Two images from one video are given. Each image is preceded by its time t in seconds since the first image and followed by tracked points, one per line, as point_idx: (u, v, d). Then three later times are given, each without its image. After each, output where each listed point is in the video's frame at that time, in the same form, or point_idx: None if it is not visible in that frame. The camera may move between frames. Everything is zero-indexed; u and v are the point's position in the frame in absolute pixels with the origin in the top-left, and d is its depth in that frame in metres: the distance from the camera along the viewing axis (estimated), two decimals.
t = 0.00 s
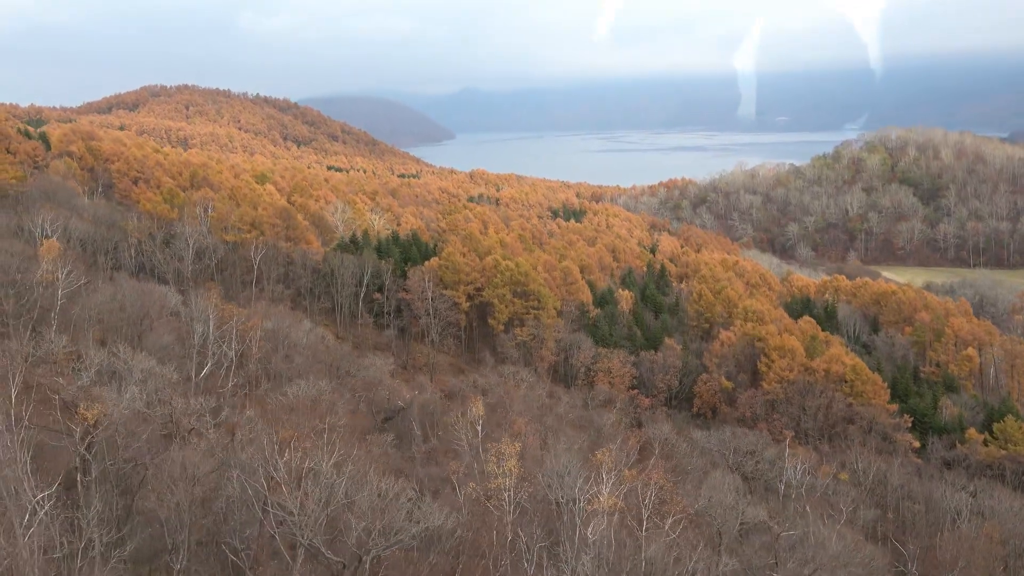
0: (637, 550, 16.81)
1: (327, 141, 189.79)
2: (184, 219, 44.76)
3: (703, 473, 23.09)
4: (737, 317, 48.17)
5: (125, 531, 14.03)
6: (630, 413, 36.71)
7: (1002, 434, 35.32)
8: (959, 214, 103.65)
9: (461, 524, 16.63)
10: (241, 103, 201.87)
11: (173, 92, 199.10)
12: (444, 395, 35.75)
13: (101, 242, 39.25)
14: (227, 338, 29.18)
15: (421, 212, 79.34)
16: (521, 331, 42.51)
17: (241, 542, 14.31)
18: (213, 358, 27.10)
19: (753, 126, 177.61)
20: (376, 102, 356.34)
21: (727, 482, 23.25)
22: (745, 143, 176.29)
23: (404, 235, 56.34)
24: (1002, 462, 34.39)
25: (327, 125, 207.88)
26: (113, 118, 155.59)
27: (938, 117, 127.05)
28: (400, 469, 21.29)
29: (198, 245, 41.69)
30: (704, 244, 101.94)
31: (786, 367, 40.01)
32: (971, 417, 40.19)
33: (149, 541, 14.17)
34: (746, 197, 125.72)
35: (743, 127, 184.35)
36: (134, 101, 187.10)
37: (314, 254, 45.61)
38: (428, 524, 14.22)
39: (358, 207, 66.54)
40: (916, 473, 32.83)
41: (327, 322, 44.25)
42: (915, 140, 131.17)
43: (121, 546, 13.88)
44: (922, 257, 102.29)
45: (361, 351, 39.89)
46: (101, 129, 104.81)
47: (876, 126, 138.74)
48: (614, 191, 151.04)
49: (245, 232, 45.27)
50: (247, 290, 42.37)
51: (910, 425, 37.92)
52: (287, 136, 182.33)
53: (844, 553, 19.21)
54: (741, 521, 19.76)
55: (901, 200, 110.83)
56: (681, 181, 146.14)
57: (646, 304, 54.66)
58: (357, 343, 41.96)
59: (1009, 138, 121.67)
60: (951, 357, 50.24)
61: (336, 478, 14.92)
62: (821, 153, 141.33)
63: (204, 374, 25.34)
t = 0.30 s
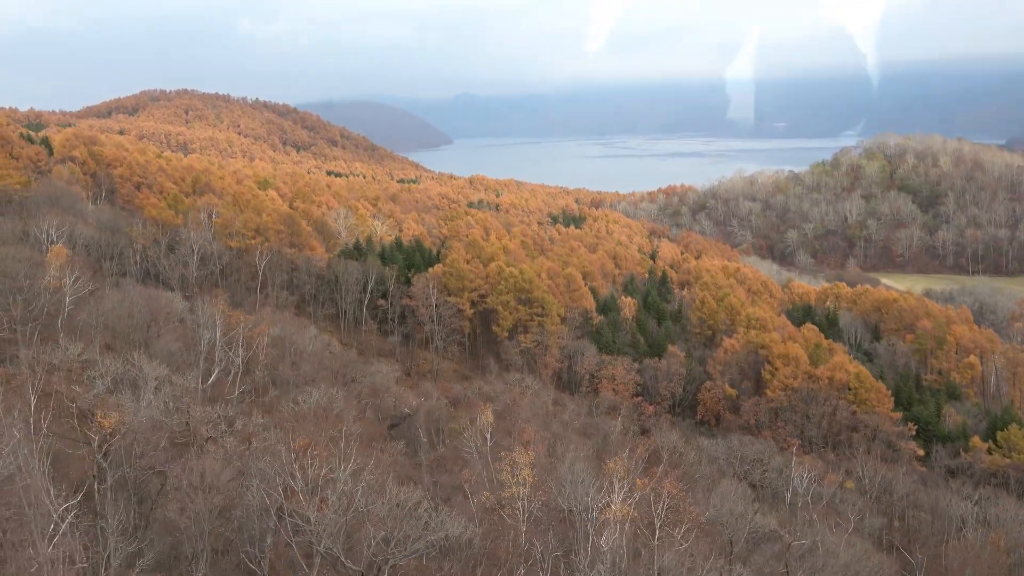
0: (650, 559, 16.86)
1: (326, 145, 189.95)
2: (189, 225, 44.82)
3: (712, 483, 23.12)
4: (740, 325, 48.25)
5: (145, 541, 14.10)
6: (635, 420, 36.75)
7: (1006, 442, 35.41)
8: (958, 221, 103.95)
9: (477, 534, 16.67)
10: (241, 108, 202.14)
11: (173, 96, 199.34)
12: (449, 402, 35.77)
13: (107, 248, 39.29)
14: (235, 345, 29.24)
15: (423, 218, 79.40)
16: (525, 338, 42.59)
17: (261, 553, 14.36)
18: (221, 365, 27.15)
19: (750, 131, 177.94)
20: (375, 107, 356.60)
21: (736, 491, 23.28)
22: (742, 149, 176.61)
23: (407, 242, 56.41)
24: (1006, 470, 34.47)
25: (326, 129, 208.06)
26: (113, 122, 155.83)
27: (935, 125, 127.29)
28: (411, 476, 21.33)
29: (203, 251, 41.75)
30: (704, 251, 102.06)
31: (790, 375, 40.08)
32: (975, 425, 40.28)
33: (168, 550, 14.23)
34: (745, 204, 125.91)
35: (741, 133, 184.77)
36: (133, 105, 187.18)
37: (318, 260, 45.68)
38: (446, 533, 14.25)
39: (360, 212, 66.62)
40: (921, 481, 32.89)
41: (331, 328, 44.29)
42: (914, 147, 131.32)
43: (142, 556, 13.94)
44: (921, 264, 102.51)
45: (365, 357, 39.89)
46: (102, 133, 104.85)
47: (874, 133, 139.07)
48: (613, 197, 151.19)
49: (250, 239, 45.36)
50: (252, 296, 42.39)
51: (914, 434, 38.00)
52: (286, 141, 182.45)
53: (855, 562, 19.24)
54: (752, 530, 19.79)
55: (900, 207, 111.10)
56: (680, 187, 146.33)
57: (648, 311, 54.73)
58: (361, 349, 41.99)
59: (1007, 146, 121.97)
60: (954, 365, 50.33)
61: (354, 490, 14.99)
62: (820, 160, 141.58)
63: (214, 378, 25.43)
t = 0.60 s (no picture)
0: None
1: (320, 156, 189.99)
2: (187, 236, 44.78)
3: (716, 499, 23.14)
4: (737, 339, 48.38)
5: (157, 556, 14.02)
6: (633, 434, 36.80)
7: (1002, 457, 35.56)
8: (950, 236, 104.53)
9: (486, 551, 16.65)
10: (234, 118, 202.20)
11: (167, 105, 199.32)
12: (449, 416, 35.73)
13: (104, 259, 39.22)
14: (236, 357, 29.18)
15: (419, 230, 79.46)
16: (524, 351, 42.64)
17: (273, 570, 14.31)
18: (223, 378, 27.09)
19: (742, 144, 178.81)
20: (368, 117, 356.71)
21: (739, 507, 23.32)
22: (734, 163, 177.35)
23: (404, 254, 56.44)
24: (1003, 486, 34.61)
25: (320, 140, 208.27)
26: (106, 131, 155.75)
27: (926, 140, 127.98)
28: (417, 490, 21.30)
29: (201, 263, 41.71)
30: (698, 264, 102.29)
31: (788, 390, 40.17)
32: (971, 440, 40.42)
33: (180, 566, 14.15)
34: (738, 217, 126.37)
35: (733, 146, 185.55)
36: (127, 115, 187.04)
37: (316, 272, 45.67)
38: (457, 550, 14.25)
39: (357, 224, 66.64)
40: (919, 497, 32.98)
41: (329, 341, 44.27)
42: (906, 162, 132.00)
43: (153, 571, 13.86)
44: (913, 278, 102.97)
45: (364, 370, 39.82)
46: (96, 143, 104.72)
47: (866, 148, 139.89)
48: (607, 209, 151.54)
49: (248, 250, 45.33)
50: (250, 307, 42.32)
51: (911, 448, 38.13)
52: (280, 151, 182.47)
53: None
54: (758, 548, 19.78)
55: (892, 221, 111.67)
56: (673, 200, 146.75)
57: (645, 325, 54.81)
58: (359, 362, 41.97)
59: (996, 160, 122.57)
60: (949, 380, 50.56)
61: (365, 508, 15.01)
62: (813, 173, 142.23)
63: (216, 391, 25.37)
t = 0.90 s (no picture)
0: None
1: (314, 169, 190.19)
2: (186, 250, 44.79)
3: (721, 514, 23.16)
4: (735, 353, 48.48)
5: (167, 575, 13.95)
6: (633, 449, 36.84)
7: (1001, 471, 35.68)
8: (942, 250, 105.05)
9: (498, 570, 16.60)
10: (229, 130, 202.39)
11: (161, 118, 199.39)
12: (450, 430, 35.74)
13: (104, 273, 39.20)
14: (237, 372, 29.18)
15: (415, 243, 79.55)
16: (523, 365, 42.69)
17: None
18: (225, 392, 27.06)
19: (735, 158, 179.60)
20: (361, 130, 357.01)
21: (743, 522, 23.33)
22: (727, 176, 178.01)
23: (402, 268, 56.50)
24: (1002, 500, 34.70)
25: (314, 153, 208.54)
26: (100, 144, 155.77)
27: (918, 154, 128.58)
28: (423, 506, 21.26)
29: (200, 276, 41.72)
30: (692, 277, 102.57)
31: (787, 404, 40.26)
32: (969, 454, 40.55)
33: None
34: (732, 230, 126.81)
35: (726, 159, 186.33)
36: (121, 127, 187.10)
37: (315, 286, 45.69)
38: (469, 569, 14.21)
39: (354, 237, 66.70)
40: (919, 512, 33.04)
41: (328, 355, 44.27)
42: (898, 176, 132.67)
43: None
44: (906, 291, 103.39)
45: (363, 383, 39.83)
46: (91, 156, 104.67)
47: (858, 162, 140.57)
48: (601, 222, 151.87)
49: (246, 264, 45.43)
50: (249, 321, 42.33)
51: (910, 463, 38.22)
52: (274, 164, 182.62)
53: None
54: (766, 563, 19.74)
55: (885, 235, 112.18)
56: (667, 213, 147.18)
57: (643, 339, 54.90)
58: (358, 376, 41.95)
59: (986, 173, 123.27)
60: (945, 393, 50.73)
61: (378, 526, 15.02)
62: (805, 187, 142.85)
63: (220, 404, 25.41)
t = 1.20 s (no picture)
0: None
1: (306, 179, 190.07)
2: (183, 261, 44.76)
3: (724, 528, 23.18)
4: (731, 365, 48.62)
5: None
6: (632, 461, 36.85)
7: (997, 484, 35.84)
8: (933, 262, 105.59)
9: None
10: (221, 140, 202.23)
11: (153, 127, 199.30)
12: (449, 443, 35.73)
13: (101, 284, 39.14)
14: (237, 385, 29.14)
15: (410, 254, 79.55)
16: (521, 378, 42.70)
17: None
18: (226, 405, 27.02)
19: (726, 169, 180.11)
20: (353, 141, 357.00)
21: (746, 535, 23.34)
22: (718, 187, 178.47)
23: (398, 279, 56.52)
24: (999, 513, 34.82)
25: (306, 163, 208.50)
26: (92, 153, 155.66)
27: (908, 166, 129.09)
28: (429, 519, 21.23)
29: (198, 288, 41.68)
30: (685, 288, 102.78)
31: (784, 417, 40.37)
32: (966, 467, 40.72)
33: None
34: (724, 241, 127.23)
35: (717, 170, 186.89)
36: (112, 136, 186.76)
37: (313, 297, 45.68)
38: None
39: (350, 248, 66.68)
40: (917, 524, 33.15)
41: (326, 366, 44.21)
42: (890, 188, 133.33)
43: None
44: (897, 303, 103.75)
45: (362, 395, 39.80)
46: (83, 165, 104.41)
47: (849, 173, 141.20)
48: (593, 233, 152.13)
49: (244, 275, 45.50)
50: (247, 333, 42.30)
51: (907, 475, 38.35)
52: (266, 174, 182.45)
53: None
54: None
55: (876, 246, 112.71)
56: (659, 224, 147.51)
57: (639, 350, 54.98)
58: (356, 388, 41.89)
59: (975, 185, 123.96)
60: (940, 406, 50.93)
61: (388, 542, 15.01)
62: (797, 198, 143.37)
63: (222, 417, 25.40)
